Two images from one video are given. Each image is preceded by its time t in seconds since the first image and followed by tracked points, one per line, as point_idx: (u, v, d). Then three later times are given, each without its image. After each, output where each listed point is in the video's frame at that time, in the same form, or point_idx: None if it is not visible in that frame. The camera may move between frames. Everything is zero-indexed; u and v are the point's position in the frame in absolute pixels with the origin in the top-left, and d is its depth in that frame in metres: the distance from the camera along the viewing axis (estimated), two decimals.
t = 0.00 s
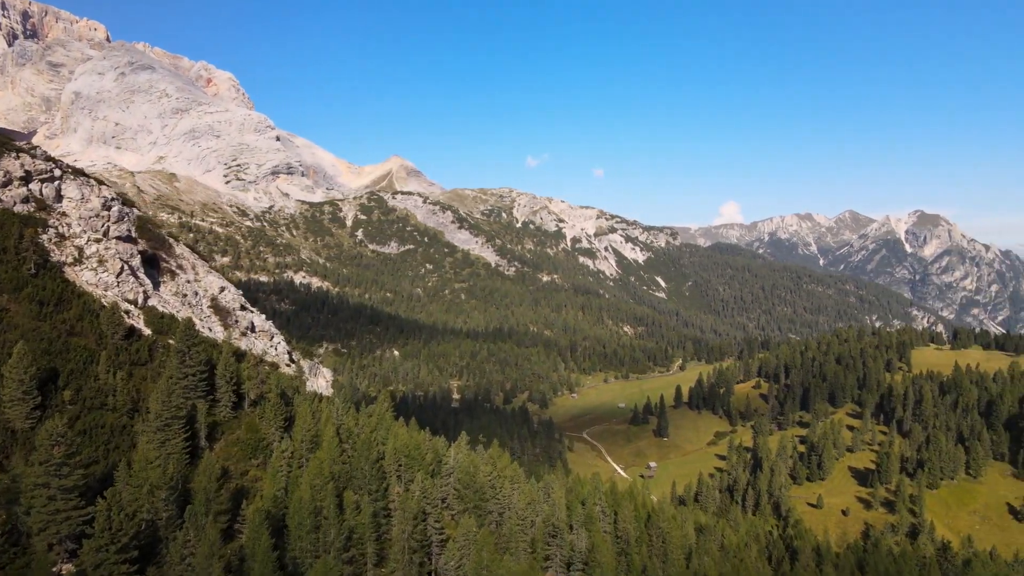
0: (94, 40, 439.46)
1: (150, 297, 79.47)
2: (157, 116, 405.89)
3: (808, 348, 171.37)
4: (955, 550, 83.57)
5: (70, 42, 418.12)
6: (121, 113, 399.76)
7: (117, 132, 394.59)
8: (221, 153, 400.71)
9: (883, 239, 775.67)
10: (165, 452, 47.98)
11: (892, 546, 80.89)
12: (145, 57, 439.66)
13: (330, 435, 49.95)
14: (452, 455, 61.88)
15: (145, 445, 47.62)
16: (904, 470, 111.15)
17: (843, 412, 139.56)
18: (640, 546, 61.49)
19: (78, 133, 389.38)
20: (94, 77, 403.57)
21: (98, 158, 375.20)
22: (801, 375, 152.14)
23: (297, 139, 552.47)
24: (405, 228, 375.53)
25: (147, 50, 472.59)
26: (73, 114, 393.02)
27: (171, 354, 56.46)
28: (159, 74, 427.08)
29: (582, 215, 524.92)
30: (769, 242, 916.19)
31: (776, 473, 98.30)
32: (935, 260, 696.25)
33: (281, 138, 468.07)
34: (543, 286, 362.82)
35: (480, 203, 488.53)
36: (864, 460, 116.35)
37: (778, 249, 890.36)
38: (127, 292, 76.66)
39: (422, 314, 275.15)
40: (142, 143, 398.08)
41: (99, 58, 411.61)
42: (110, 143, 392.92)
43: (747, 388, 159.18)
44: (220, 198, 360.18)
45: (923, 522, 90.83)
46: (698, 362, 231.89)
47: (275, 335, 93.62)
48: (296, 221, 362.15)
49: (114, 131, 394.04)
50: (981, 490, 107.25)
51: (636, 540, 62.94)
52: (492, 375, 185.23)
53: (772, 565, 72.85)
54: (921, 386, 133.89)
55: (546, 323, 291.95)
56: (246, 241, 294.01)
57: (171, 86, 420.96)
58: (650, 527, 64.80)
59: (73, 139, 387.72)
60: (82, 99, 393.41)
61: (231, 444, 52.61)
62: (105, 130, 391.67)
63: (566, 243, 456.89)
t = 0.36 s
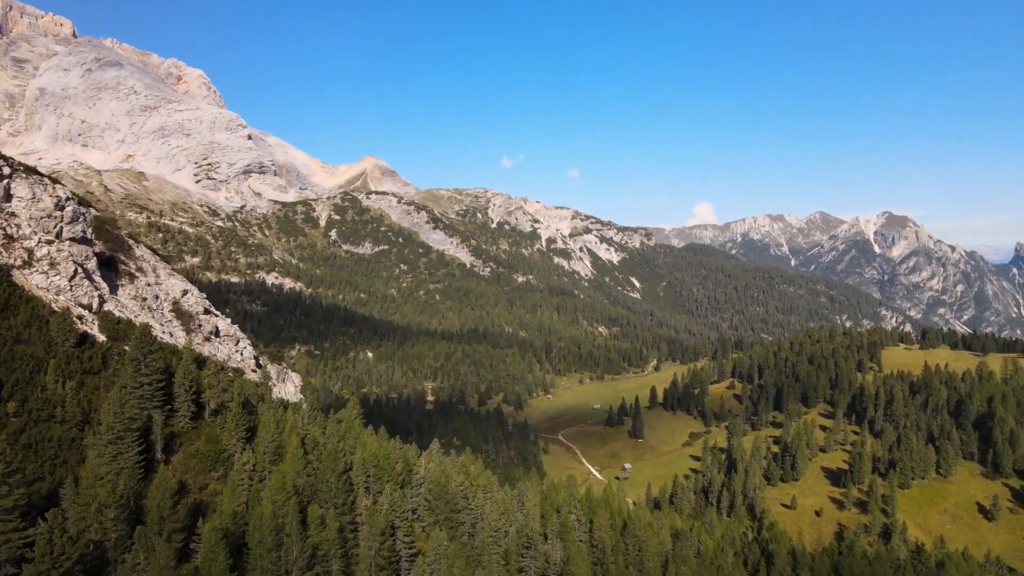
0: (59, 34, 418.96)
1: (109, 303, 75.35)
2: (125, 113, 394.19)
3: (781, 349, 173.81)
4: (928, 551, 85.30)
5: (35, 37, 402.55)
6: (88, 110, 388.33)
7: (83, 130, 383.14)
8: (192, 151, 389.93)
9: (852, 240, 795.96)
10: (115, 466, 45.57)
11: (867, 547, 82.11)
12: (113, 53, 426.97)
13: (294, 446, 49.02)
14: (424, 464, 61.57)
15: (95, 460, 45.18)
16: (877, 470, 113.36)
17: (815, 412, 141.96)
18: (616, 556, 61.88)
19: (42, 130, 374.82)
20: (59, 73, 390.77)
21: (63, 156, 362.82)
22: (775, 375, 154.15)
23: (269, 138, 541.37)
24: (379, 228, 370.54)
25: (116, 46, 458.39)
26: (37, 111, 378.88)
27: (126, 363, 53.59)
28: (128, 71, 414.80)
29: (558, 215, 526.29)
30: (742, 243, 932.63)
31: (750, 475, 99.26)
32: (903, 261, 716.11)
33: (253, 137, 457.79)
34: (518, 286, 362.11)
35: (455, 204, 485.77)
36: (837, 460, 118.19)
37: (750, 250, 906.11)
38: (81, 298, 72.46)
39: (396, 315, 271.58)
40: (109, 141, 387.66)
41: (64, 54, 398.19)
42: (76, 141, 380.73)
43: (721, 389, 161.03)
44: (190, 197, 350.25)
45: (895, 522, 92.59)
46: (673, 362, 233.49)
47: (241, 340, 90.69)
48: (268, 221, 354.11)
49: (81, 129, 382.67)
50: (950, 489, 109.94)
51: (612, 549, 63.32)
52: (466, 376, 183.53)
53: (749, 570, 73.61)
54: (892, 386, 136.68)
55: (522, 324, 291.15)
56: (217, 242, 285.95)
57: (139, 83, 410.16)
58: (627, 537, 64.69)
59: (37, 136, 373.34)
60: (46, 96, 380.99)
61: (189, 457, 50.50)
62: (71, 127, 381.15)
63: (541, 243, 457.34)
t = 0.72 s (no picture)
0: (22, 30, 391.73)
1: (61, 308, 71.13)
2: (92, 110, 381.48)
3: (754, 349, 176.21)
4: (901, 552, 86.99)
5: None
6: (53, 107, 375.36)
7: (48, 127, 370.55)
8: (161, 149, 378.37)
9: (822, 241, 814.67)
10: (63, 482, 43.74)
11: (842, 549, 83.52)
12: (80, 47, 412.20)
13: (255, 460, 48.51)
14: (396, 473, 61.00)
15: (41, 476, 43.26)
16: (850, 470, 115.56)
17: (789, 412, 144.07)
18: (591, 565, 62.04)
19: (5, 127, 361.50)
20: (21, 67, 375.38)
21: (27, 154, 351.42)
22: (749, 375, 156.03)
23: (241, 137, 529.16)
24: (353, 228, 365.08)
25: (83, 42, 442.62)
26: None
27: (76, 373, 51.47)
28: (95, 67, 400.37)
29: (533, 216, 526.76)
30: (715, 244, 947.53)
31: (726, 477, 100.08)
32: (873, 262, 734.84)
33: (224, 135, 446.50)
34: (494, 286, 360.96)
35: (430, 204, 482.23)
36: (810, 460, 120.09)
37: (723, 251, 921.21)
38: (30, 303, 68.06)
39: (370, 316, 267.63)
40: (75, 139, 375.00)
41: (28, 48, 381.89)
42: (42, 138, 369.22)
43: (696, 389, 162.60)
44: (159, 196, 339.73)
45: (868, 522, 94.23)
46: (648, 363, 234.92)
47: (205, 344, 87.35)
48: (240, 220, 345.46)
49: (46, 125, 370.23)
50: (921, 489, 112.62)
51: (588, 559, 63.40)
52: (441, 378, 181.45)
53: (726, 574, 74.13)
54: (863, 387, 139.49)
55: (497, 325, 289.91)
56: (186, 242, 277.49)
57: (107, 79, 396.37)
58: (603, 545, 64.68)
59: None
60: (8, 91, 366.02)
61: (144, 470, 48.94)
62: (36, 125, 368.53)
63: (517, 243, 456.81)
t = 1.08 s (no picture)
0: None
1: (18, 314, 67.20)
2: (62, 107, 368.38)
3: (732, 349, 177.90)
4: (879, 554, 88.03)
5: None
6: (20, 104, 361.48)
7: (16, 124, 355.67)
8: (133, 148, 367.28)
9: (798, 242, 829.82)
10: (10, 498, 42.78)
11: (821, 552, 84.23)
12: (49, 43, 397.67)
13: (218, 474, 48.09)
14: (369, 485, 60.12)
15: None
16: (828, 471, 117.04)
17: (766, 413, 145.55)
18: None
19: None
20: None
21: None
22: (727, 376, 157.28)
23: (216, 136, 517.09)
24: (331, 228, 359.52)
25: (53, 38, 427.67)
26: None
27: (27, 384, 50.14)
28: (65, 63, 387.07)
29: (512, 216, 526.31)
30: (692, 244, 959.31)
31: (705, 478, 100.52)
32: (846, 262, 751.30)
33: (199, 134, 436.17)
34: (473, 287, 359.04)
35: (408, 204, 478.14)
36: (788, 461, 121.50)
37: (700, 251, 932.67)
38: None
39: (347, 317, 263.58)
40: (45, 137, 360.79)
41: None
42: (9, 136, 352.71)
43: (674, 390, 163.55)
44: (131, 195, 329.59)
45: (845, 524, 95.26)
46: (626, 363, 235.55)
47: (170, 350, 84.43)
48: (215, 220, 337.31)
49: (14, 123, 355.26)
50: (897, 489, 114.69)
51: (566, 570, 63.21)
52: (419, 379, 179.27)
53: None
54: (840, 387, 141.47)
55: (476, 326, 288.08)
56: (159, 241, 269.56)
57: (78, 76, 383.93)
58: (582, 556, 64.41)
59: None
60: None
61: (99, 484, 48.22)
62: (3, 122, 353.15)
63: (495, 243, 455.35)
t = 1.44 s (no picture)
0: None
1: None
2: (30, 104, 356.64)
3: (710, 350, 179.42)
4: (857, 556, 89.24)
5: None
6: None
7: None
8: (105, 146, 356.96)
9: (774, 243, 844.73)
10: None
11: (800, 555, 84.89)
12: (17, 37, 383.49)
13: (178, 490, 47.71)
14: (340, 496, 58.87)
15: None
16: (805, 472, 118.37)
17: (744, 413, 146.84)
18: None
19: None
20: None
21: None
22: (705, 376, 158.32)
23: (191, 134, 505.30)
24: (308, 228, 353.63)
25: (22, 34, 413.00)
26: None
27: None
28: (35, 59, 373.94)
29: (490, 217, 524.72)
30: (670, 245, 970.00)
31: (684, 480, 100.74)
32: (820, 262, 767.07)
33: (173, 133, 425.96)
34: (451, 288, 356.73)
35: (386, 204, 473.33)
36: (766, 461, 122.68)
37: (678, 251, 942.59)
38: None
39: (323, 318, 259.19)
40: (12, 134, 350.08)
41: None
42: None
43: (652, 390, 164.13)
44: (103, 194, 319.56)
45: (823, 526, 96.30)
46: (605, 363, 235.72)
47: (135, 356, 81.08)
48: (189, 220, 328.95)
49: None
50: (874, 489, 116.50)
51: None
52: (396, 381, 176.81)
53: None
54: (817, 389, 143.34)
55: (454, 326, 285.97)
56: (132, 241, 261.63)
57: (48, 73, 371.06)
58: (561, 567, 64.07)
59: None
60: None
61: (51, 500, 47.58)
62: None
63: (474, 244, 453.45)
